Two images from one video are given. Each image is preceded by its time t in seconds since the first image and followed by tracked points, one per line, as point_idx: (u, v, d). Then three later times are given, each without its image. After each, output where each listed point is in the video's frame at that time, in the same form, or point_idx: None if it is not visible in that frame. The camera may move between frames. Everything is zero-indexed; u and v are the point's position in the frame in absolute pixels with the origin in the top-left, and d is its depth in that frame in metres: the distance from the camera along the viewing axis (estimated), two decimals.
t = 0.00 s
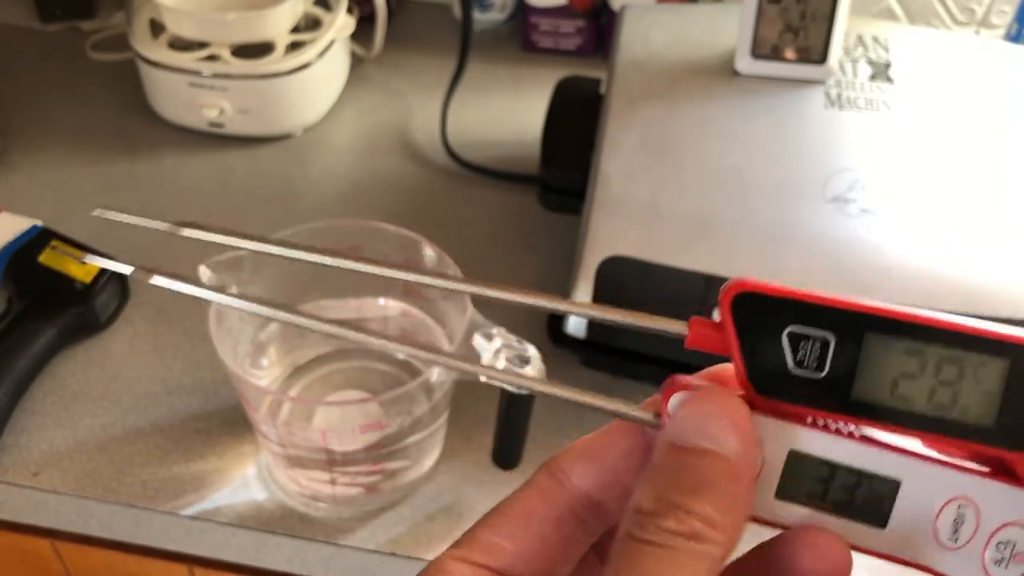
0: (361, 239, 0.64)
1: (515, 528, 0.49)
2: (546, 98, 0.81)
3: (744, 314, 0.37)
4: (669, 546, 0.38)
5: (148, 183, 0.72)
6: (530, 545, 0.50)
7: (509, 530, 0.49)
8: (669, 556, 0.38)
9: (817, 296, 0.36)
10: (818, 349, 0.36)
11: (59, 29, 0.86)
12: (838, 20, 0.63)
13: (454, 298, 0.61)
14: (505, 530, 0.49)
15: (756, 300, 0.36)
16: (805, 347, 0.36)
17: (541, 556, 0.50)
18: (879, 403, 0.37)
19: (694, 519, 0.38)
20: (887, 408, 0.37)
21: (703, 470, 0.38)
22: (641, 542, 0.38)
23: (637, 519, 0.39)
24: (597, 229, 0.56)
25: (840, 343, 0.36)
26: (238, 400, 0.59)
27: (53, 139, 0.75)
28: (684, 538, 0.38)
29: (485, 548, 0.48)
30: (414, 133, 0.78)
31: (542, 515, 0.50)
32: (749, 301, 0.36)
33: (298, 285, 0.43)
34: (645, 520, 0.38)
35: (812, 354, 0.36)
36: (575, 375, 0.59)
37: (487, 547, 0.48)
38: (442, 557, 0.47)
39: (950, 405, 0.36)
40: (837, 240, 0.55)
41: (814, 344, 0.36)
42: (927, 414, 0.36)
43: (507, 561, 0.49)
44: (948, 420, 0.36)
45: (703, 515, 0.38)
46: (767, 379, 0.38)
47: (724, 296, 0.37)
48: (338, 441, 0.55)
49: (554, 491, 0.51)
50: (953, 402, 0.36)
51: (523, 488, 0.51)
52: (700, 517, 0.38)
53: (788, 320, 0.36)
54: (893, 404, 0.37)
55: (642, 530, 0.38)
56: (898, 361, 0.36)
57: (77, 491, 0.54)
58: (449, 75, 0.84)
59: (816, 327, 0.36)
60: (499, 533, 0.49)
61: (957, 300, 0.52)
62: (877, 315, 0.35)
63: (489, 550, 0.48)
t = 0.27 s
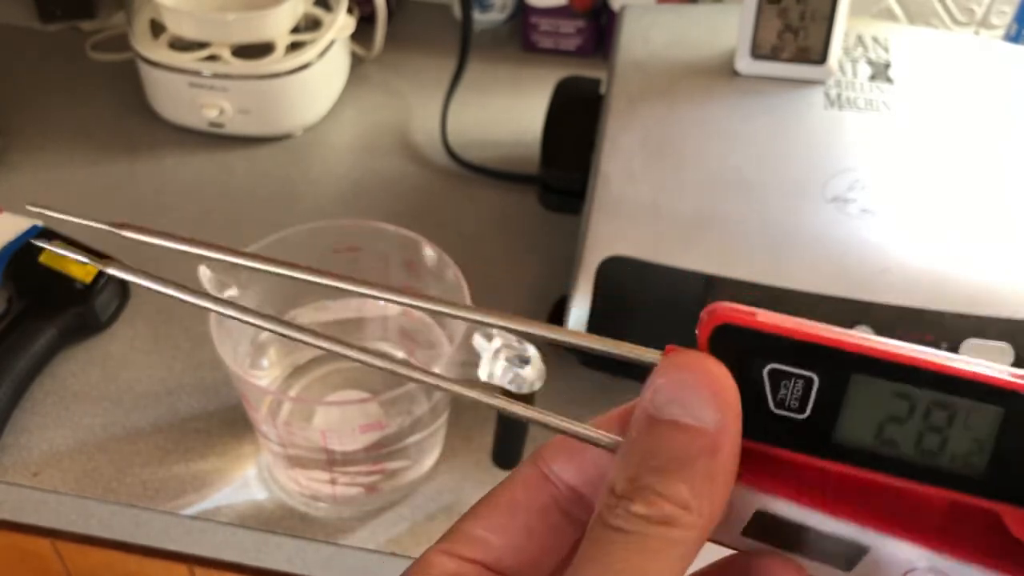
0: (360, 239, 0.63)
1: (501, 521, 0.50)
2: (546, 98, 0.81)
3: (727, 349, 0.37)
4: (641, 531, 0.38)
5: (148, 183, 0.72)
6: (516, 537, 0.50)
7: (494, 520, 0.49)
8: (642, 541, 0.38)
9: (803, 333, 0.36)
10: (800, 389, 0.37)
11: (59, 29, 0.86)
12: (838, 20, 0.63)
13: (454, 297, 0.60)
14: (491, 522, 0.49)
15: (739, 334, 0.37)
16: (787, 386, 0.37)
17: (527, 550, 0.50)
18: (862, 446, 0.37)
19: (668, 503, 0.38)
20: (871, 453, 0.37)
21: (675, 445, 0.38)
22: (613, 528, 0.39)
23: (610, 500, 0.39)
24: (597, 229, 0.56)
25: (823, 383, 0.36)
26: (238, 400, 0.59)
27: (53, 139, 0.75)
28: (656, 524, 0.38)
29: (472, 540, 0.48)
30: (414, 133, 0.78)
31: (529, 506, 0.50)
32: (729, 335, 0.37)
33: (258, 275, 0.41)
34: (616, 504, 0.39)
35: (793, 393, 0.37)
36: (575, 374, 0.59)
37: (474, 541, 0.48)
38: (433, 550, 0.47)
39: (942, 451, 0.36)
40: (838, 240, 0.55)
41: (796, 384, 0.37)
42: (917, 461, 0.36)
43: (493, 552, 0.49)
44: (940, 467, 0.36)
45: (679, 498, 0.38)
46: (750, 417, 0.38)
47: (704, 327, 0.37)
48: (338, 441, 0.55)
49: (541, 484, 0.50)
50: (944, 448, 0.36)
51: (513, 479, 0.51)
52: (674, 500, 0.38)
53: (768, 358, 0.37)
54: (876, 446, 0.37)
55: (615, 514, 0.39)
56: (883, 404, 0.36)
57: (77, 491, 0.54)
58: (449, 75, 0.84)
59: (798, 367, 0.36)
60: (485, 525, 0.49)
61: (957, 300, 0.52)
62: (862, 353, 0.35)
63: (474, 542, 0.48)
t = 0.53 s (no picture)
0: (360, 240, 0.63)
1: (479, 516, 0.52)
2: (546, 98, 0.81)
3: (746, 368, 0.37)
4: None
5: (148, 183, 0.72)
6: (493, 531, 0.52)
7: (470, 515, 0.52)
8: None
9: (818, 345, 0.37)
10: (826, 401, 0.37)
11: (59, 29, 0.86)
12: (838, 20, 0.63)
13: (454, 297, 0.61)
14: (468, 517, 0.51)
15: (758, 352, 0.37)
16: (815, 398, 0.37)
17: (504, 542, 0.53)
18: (896, 452, 0.37)
19: None
20: (905, 456, 0.37)
21: (724, 545, 0.39)
22: None
23: None
24: (597, 228, 0.56)
25: (849, 393, 0.37)
26: (238, 400, 0.59)
27: (53, 139, 0.75)
28: None
29: (446, 534, 0.51)
30: (414, 133, 0.78)
31: (506, 496, 0.53)
32: (749, 356, 0.37)
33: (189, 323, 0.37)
34: None
35: (821, 405, 0.37)
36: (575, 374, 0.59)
37: (449, 535, 0.51)
38: (400, 539, 0.50)
39: (970, 446, 0.37)
40: (838, 240, 0.55)
41: (822, 395, 0.37)
42: (952, 458, 0.37)
43: (471, 548, 0.51)
44: (971, 460, 0.37)
45: None
46: (774, 434, 0.38)
47: (721, 351, 0.37)
48: (338, 441, 0.56)
49: (520, 474, 0.53)
50: (975, 444, 0.37)
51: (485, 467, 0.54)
52: None
53: (791, 370, 0.37)
54: (910, 450, 0.37)
55: None
56: (914, 406, 0.36)
57: (77, 491, 0.54)
58: (449, 76, 0.84)
59: (823, 377, 0.37)
60: (462, 521, 0.51)
61: (958, 299, 0.52)
62: (890, 359, 0.36)
63: (448, 537, 0.51)
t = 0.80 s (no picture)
0: (360, 239, 0.63)
1: (451, 449, 0.51)
2: (546, 98, 0.81)
3: (710, 318, 0.36)
4: None
5: (148, 183, 0.72)
6: (468, 465, 0.52)
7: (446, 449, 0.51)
8: None
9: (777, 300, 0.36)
10: (786, 353, 0.35)
11: (59, 29, 0.86)
12: (838, 20, 0.62)
13: (454, 296, 0.60)
14: (439, 450, 0.51)
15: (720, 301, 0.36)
16: (775, 350, 0.35)
17: (479, 475, 0.53)
18: (855, 415, 0.35)
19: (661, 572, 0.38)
20: (862, 421, 0.35)
21: (681, 523, 0.38)
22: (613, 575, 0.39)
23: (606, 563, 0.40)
24: (597, 228, 0.56)
25: (808, 349, 0.36)
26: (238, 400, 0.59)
27: (53, 139, 0.75)
28: None
29: (417, 471, 0.51)
30: (414, 133, 0.78)
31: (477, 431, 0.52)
32: (712, 305, 0.36)
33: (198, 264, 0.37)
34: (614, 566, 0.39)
35: (780, 358, 0.35)
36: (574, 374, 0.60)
37: (421, 471, 0.51)
38: (370, 479, 0.50)
39: (927, 419, 0.35)
40: (837, 240, 0.55)
41: (782, 349, 0.35)
42: (910, 428, 0.35)
43: (443, 483, 0.51)
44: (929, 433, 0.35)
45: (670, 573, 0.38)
46: (731, 387, 0.35)
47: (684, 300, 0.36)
48: (338, 441, 0.56)
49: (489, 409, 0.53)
50: (932, 419, 0.35)
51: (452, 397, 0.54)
52: None
53: (756, 323, 0.36)
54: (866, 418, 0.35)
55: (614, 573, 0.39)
56: (869, 369, 0.35)
57: (77, 491, 0.54)
58: (449, 76, 0.84)
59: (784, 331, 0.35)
60: (434, 454, 0.51)
61: (957, 299, 0.52)
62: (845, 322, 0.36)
63: (422, 475, 0.51)
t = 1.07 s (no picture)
0: (360, 239, 0.63)
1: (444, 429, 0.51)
2: (546, 98, 0.81)
3: (707, 335, 0.37)
4: None
5: (148, 183, 0.72)
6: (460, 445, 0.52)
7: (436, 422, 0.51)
8: None
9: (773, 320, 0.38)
10: (788, 369, 0.36)
11: (59, 29, 0.86)
12: (838, 19, 0.63)
13: (454, 297, 0.61)
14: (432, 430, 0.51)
15: (716, 320, 0.38)
16: (776, 365, 0.36)
17: (471, 454, 0.52)
18: (860, 428, 0.36)
19: None
20: (868, 433, 0.36)
21: (646, 537, 0.37)
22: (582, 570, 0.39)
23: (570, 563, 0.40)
24: (597, 228, 0.56)
25: (809, 365, 0.37)
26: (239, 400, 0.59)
27: (53, 139, 0.75)
28: None
29: (409, 450, 0.50)
30: (414, 133, 0.78)
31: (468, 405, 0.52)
32: (710, 322, 0.38)
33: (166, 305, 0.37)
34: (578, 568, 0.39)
35: (782, 373, 0.36)
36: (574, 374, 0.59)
37: (415, 452, 0.51)
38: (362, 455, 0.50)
39: (932, 429, 0.36)
40: (837, 240, 0.55)
41: (784, 364, 0.36)
42: (916, 440, 0.35)
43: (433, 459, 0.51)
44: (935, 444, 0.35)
45: None
46: (735, 401, 0.36)
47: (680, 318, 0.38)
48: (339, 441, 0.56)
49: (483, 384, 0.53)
50: (938, 430, 0.36)
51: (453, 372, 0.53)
52: None
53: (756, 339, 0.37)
54: (873, 430, 0.36)
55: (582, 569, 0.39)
56: (871, 383, 0.36)
57: (77, 492, 0.54)
58: (449, 75, 0.84)
59: (783, 347, 0.37)
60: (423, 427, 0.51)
61: (957, 299, 0.52)
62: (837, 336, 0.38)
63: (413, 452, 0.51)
